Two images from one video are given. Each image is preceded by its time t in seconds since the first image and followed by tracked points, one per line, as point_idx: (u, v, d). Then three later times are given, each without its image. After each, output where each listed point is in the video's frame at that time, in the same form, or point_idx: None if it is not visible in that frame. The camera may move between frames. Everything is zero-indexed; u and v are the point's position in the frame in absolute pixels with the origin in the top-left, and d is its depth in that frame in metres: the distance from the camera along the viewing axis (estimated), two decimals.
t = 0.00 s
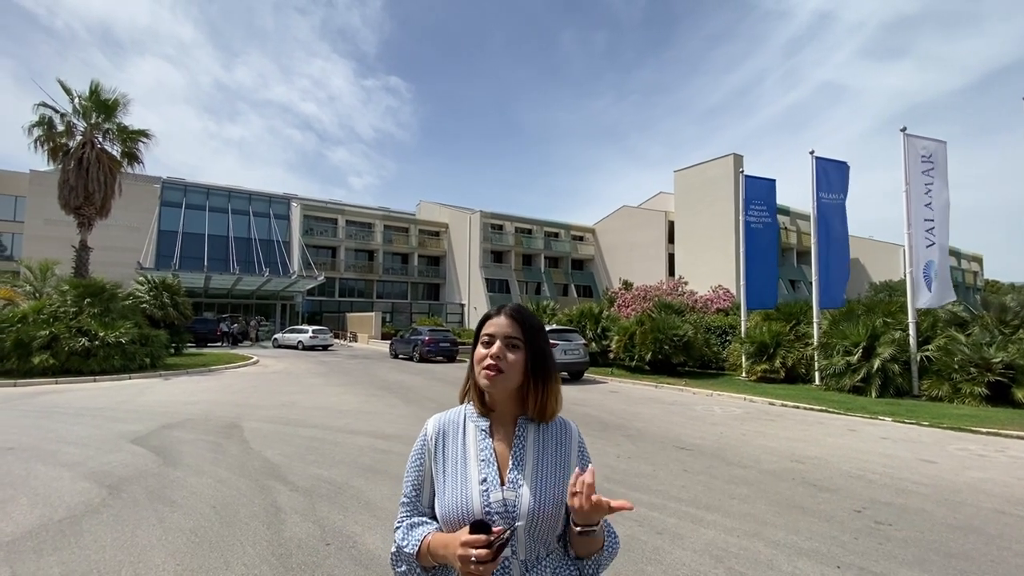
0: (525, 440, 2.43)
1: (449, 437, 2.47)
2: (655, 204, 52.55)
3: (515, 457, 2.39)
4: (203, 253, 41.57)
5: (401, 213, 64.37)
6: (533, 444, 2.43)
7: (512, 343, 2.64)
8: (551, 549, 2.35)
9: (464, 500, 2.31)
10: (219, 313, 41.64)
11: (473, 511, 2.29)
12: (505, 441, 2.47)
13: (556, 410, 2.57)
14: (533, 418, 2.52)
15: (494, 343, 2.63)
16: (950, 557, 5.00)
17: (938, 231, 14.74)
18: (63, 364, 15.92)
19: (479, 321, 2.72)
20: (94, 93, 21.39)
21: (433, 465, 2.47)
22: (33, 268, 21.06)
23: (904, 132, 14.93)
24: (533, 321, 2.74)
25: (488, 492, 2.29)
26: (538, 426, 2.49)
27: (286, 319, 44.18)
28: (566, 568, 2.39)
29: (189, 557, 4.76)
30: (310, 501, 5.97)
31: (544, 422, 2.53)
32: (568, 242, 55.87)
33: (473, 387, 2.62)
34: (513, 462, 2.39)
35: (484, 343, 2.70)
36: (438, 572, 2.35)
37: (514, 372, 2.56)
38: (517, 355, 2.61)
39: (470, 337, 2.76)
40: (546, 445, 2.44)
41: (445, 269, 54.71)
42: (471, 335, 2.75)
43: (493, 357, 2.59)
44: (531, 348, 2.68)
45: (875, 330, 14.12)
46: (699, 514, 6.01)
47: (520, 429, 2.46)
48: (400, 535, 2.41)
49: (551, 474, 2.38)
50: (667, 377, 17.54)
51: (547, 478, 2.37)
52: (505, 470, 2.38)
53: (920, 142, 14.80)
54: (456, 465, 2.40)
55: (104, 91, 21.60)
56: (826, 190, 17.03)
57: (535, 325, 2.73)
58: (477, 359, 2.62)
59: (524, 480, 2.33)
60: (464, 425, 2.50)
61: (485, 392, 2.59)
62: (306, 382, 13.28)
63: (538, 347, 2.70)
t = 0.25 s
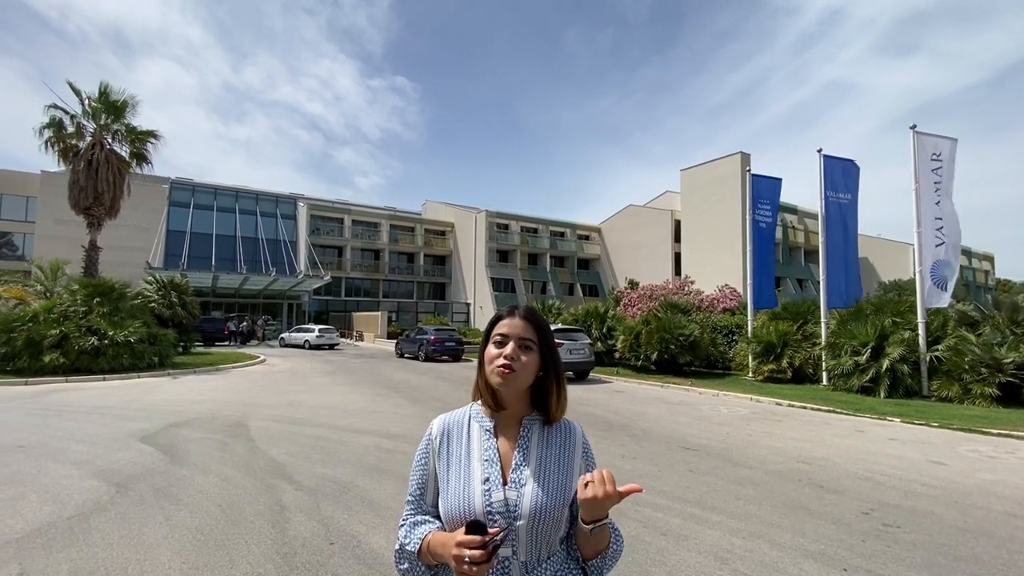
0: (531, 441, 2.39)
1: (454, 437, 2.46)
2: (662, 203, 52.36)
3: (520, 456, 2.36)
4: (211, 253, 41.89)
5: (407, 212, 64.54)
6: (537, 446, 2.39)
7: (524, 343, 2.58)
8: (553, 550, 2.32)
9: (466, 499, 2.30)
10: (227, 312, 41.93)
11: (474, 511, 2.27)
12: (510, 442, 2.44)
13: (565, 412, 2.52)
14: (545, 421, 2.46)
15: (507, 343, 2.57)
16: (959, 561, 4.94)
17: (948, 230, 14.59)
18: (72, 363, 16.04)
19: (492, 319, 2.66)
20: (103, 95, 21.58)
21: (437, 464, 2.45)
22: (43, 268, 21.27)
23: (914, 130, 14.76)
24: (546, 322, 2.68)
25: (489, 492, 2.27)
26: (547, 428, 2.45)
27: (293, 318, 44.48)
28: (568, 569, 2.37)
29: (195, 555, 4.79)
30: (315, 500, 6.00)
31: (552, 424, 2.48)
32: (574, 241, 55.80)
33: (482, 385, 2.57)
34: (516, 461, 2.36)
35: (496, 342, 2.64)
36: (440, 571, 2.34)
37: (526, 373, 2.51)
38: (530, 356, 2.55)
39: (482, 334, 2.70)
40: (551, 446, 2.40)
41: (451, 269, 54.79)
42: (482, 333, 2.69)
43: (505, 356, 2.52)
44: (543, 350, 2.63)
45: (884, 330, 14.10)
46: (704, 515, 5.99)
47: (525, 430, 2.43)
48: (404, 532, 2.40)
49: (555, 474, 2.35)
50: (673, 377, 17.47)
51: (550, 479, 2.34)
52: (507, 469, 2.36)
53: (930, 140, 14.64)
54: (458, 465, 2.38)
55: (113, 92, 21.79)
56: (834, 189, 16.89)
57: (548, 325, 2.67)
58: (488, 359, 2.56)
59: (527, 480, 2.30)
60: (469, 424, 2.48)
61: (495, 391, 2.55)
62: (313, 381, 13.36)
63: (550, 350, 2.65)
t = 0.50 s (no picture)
0: (530, 441, 2.39)
1: (455, 435, 2.47)
2: (668, 202, 52.16)
3: (519, 456, 2.36)
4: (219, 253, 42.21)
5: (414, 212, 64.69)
6: (537, 446, 2.39)
7: (522, 347, 2.58)
8: (552, 549, 2.31)
9: (465, 496, 2.30)
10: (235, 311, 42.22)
11: (473, 509, 2.28)
12: (510, 442, 2.44)
13: (564, 414, 2.51)
14: (545, 422, 2.46)
15: (505, 347, 2.58)
16: (968, 563, 4.89)
17: (958, 229, 14.42)
18: (83, 362, 16.18)
19: (490, 323, 2.67)
20: (113, 96, 21.79)
21: (437, 462, 2.46)
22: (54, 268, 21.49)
23: (925, 127, 14.59)
24: (545, 324, 2.67)
25: (488, 489, 2.27)
26: (547, 429, 2.45)
27: (301, 318, 44.79)
28: (568, 568, 2.35)
29: (201, 553, 4.83)
30: (320, 499, 6.03)
31: (551, 425, 2.47)
32: (580, 241, 55.73)
33: (482, 389, 2.58)
34: (516, 459, 2.36)
35: (494, 347, 2.64)
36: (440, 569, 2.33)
37: (524, 377, 2.52)
38: (528, 360, 2.55)
39: (481, 339, 2.72)
40: (551, 446, 2.39)
41: (457, 269, 54.88)
42: (481, 337, 2.70)
43: (503, 361, 2.53)
44: (543, 352, 2.63)
45: (894, 329, 13.95)
46: (709, 516, 5.96)
47: (525, 430, 2.42)
48: (405, 528, 2.39)
49: (554, 474, 2.34)
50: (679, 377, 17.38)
51: (549, 478, 2.33)
52: (507, 468, 2.36)
53: (941, 138, 14.47)
54: (458, 463, 2.38)
55: (122, 94, 21.99)
56: (843, 187, 16.76)
57: (546, 328, 2.67)
58: (487, 363, 2.57)
59: (526, 479, 2.30)
60: (470, 423, 2.49)
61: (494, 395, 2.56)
62: (320, 381, 13.42)
63: (550, 351, 2.64)
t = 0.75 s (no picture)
0: (524, 443, 2.38)
1: (450, 436, 2.46)
2: (677, 201, 51.87)
3: (513, 457, 2.35)
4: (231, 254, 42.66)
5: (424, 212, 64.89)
6: (531, 447, 2.38)
7: (517, 349, 2.57)
8: (547, 551, 2.31)
9: (458, 497, 2.30)
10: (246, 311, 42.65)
11: (466, 512, 2.27)
12: (505, 443, 2.44)
13: (558, 415, 2.51)
14: (540, 424, 2.46)
15: (500, 350, 2.56)
16: (980, 568, 4.79)
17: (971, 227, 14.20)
18: (96, 361, 16.42)
19: (484, 325, 2.65)
20: (125, 99, 22.08)
21: (431, 462, 2.46)
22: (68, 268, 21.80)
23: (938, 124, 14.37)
24: (539, 325, 2.67)
25: (481, 491, 2.27)
26: (541, 431, 2.44)
27: (310, 317, 45.20)
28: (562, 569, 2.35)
29: (207, 550, 4.88)
30: (326, 498, 6.08)
31: (545, 426, 2.47)
32: (588, 240, 55.61)
33: (478, 391, 2.57)
34: (510, 461, 2.35)
35: (489, 348, 2.63)
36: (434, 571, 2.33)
37: (520, 379, 2.51)
38: (524, 361, 2.54)
39: (475, 341, 2.69)
40: (546, 448, 2.38)
41: (465, 268, 54.97)
42: (475, 339, 2.68)
43: (499, 363, 2.52)
44: (538, 353, 2.63)
45: (906, 329, 13.71)
46: (716, 518, 5.91)
47: (519, 432, 2.42)
48: (399, 530, 2.40)
49: (549, 475, 2.33)
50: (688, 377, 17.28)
51: (543, 480, 2.32)
52: (501, 469, 2.36)
53: (954, 134, 14.25)
54: (453, 464, 2.38)
55: (134, 97, 22.27)
56: (854, 185, 16.57)
57: (541, 328, 2.67)
58: (483, 365, 2.55)
59: (519, 481, 2.29)
60: (465, 425, 2.48)
61: (490, 397, 2.55)
62: (329, 380, 13.53)
63: (544, 353, 2.64)
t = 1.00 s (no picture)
0: (518, 443, 2.39)
1: (444, 436, 2.48)
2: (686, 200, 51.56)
3: (507, 458, 2.36)
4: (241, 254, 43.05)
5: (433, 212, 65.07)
6: (525, 448, 2.38)
7: (510, 350, 2.60)
8: (541, 551, 2.31)
9: (452, 498, 2.30)
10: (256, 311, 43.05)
11: (460, 511, 2.28)
12: (498, 444, 2.45)
13: (551, 415, 2.52)
14: (533, 424, 2.47)
15: (493, 351, 2.59)
16: (990, 572, 4.72)
17: (985, 226, 13.99)
18: (109, 361, 16.67)
19: (477, 327, 2.68)
20: (137, 102, 22.37)
21: (426, 464, 2.46)
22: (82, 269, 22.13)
23: (951, 121, 14.13)
24: (531, 327, 2.70)
25: (476, 492, 2.27)
26: (535, 431, 2.46)
27: (319, 317, 45.51)
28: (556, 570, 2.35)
29: (213, 549, 4.93)
30: (331, 497, 6.12)
31: (538, 426, 2.48)
32: (596, 240, 55.45)
33: (471, 393, 2.59)
34: (504, 461, 2.36)
35: (481, 350, 2.65)
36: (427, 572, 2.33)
37: (513, 379, 2.53)
38: (517, 362, 2.57)
39: (468, 343, 2.72)
40: (539, 448, 2.40)
41: (472, 268, 55.02)
42: (468, 341, 2.71)
43: (492, 364, 2.55)
44: (531, 354, 2.65)
45: (918, 329, 13.50)
46: (721, 519, 5.87)
47: (513, 432, 2.43)
48: (392, 532, 2.40)
49: (543, 475, 2.34)
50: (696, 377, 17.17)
51: (536, 480, 2.32)
52: (495, 470, 2.37)
53: (967, 132, 14.02)
54: (447, 464, 2.39)
55: (145, 100, 22.55)
56: (865, 183, 16.39)
57: (533, 330, 2.69)
58: (476, 366, 2.57)
59: (513, 482, 2.29)
60: (459, 426, 2.49)
61: (483, 398, 2.56)
62: (337, 380, 13.62)
63: (537, 354, 2.67)
